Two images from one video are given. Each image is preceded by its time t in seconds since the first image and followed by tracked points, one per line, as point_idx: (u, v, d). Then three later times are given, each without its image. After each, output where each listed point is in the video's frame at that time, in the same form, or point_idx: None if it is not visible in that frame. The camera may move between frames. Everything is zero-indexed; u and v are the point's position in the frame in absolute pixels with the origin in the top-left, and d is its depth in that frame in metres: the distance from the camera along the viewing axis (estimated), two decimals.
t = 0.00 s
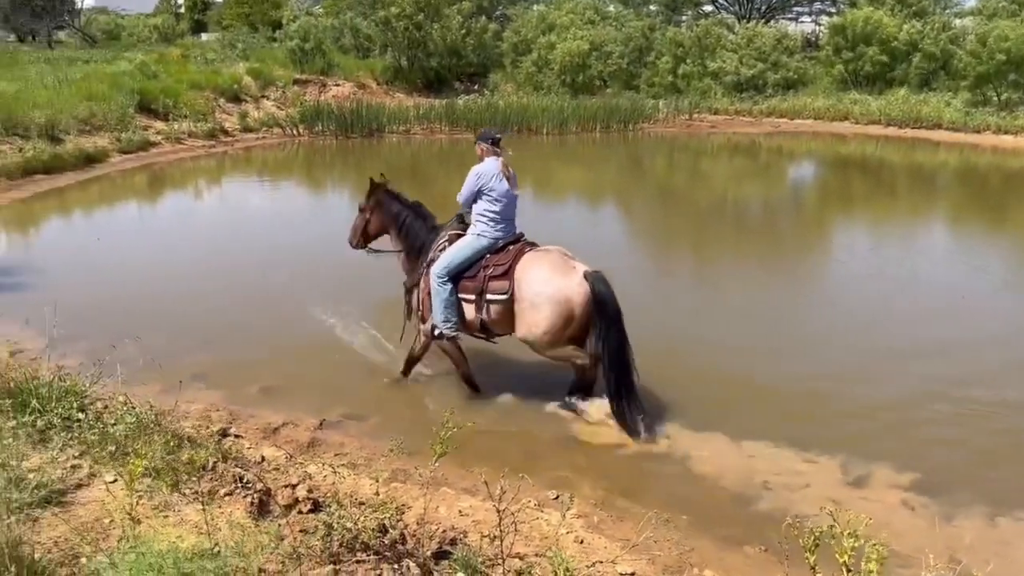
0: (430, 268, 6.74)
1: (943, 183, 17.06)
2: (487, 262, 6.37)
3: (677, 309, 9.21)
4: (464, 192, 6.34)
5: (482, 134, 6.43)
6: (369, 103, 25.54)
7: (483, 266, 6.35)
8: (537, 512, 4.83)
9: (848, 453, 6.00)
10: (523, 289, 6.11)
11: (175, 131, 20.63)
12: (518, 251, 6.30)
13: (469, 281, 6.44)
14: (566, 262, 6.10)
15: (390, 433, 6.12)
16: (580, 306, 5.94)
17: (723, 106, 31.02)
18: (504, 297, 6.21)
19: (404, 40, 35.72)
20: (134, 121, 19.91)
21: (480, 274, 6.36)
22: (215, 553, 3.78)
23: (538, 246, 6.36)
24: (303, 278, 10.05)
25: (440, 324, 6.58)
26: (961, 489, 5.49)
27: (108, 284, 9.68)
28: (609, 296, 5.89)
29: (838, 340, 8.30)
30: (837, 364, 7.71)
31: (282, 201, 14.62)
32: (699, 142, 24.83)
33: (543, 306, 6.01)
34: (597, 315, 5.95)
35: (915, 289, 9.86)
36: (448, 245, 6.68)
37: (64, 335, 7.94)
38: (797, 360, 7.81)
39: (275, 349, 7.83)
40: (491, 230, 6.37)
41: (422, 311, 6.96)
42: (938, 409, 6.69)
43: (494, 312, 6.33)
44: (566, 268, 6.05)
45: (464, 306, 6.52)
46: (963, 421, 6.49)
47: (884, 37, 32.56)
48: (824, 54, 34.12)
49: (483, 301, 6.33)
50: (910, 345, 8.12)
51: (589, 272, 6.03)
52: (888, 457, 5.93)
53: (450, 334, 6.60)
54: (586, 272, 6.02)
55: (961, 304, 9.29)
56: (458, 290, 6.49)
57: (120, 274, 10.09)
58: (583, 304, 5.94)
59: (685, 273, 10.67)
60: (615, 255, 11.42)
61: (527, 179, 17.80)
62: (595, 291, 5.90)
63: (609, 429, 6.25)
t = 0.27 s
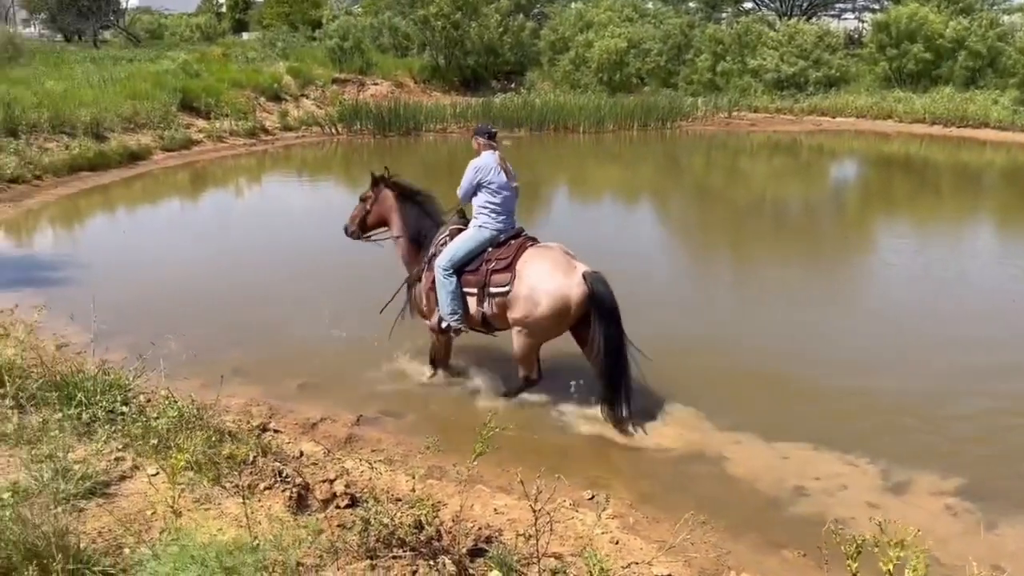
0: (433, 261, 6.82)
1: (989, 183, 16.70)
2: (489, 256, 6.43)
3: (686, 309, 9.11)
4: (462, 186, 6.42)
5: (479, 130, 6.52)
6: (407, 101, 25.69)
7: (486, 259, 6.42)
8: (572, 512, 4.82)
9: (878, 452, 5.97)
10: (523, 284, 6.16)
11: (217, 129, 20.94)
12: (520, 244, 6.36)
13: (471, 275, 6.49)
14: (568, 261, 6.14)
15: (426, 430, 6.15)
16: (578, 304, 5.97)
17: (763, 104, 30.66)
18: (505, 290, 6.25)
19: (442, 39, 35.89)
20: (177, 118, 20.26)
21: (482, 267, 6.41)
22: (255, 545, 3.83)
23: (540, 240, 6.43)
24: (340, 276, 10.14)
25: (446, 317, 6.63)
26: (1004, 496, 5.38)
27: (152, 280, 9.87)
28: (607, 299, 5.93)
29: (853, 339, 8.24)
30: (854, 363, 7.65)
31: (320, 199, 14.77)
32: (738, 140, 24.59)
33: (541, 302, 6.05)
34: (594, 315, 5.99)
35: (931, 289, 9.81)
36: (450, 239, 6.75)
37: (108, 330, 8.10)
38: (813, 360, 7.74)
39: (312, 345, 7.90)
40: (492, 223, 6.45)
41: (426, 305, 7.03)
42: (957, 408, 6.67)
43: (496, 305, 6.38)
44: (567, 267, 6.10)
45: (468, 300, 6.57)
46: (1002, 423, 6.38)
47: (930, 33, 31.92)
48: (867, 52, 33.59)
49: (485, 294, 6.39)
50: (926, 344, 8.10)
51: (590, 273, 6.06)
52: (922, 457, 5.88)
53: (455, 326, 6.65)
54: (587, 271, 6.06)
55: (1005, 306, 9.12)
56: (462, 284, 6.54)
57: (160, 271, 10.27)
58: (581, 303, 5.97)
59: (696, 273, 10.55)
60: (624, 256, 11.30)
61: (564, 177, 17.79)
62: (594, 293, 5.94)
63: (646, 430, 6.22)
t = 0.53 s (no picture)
0: (432, 257, 6.93)
1: None
2: (487, 251, 6.53)
3: (692, 309, 9.06)
4: (464, 183, 6.57)
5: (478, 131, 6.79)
6: (444, 100, 25.77)
7: (484, 255, 6.52)
8: (608, 513, 4.80)
9: (890, 452, 5.95)
10: (521, 277, 6.24)
11: (257, 128, 21.19)
12: (517, 241, 6.43)
13: (468, 269, 6.58)
14: (564, 254, 6.24)
15: (462, 428, 6.17)
16: (575, 295, 6.09)
17: (804, 103, 30.20)
18: (501, 284, 6.34)
19: (480, 38, 35.91)
20: (218, 117, 20.56)
21: (479, 262, 6.51)
22: (295, 540, 3.87)
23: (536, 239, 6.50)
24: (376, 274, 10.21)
25: (442, 311, 6.74)
26: None
27: (193, 276, 10.02)
28: (604, 287, 6.10)
29: (859, 339, 8.20)
30: (862, 363, 7.62)
31: (358, 196, 14.87)
32: (777, 139, 24.30)
33: (539, 294, 6.13)
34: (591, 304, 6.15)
35: (943, 288, 9.73)
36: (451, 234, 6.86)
37: (150, 326, 8.24)
38: (819, 359, 7.71)
39: (348, 343, 7.97)
40: (492, 220, 6.57)
41: (424, 300, 7.12)
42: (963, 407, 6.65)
43: (490, 300, 6.46)
44: (564, 259, 6.20)
45: (464, 294, 6.66)
46: None
47: (977, 31, 31.16)
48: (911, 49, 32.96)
49: (480, 288, 6.48)
50: (933, 342, 8.06)
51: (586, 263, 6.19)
52: (938, 458, 5.85)
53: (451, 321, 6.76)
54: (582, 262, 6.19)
55: None
56: (459, 278, 6.64)
57: (200, 267, 10.42)
58: (578, 294, 6.10)
59: (704, 272, 10.47)
60: (633, 255, 11.23)
61: (599, 176, 17.73)
62: (591, 282, 6.11)
63: (683, 432, 6.18)
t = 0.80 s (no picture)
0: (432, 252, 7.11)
1: None
2: (486, 245, 6.69)
3: (696, 308, 9.09)
4: (465, 180, 6.66)
5: (483, 126, 6.82)
6: (478, 101, 25.83)
7: (482, 248, 6.68)
8: (643, 518, 4.79)
9: (893, 450, 5.97)
10: (522, 266, 6.39)
11: (294, 129, 21.43)
12: (515, 235, 6.58)
13: (468, 263, 6.77)
14: (562, 242, 6.38)
15: (496, 428, 6.20)
16: (575, 282, 6.21)
17: (843, 103, 29.77)
18: (500, 276, 6.52)
19: (514, 39, 35.93)
20: (256, 118, 20.82)
21: (478, 256, 6.69)
22: (333, 538, 3.91)
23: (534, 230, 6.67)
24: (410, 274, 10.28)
25: (440, 304, 6.92)
26: None
27: (233, 275, 10.17)
28: (602, 274, 6.22)
29: (861, 339, 8.20)
30: (863, 362, 7.63)
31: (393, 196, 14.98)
32: (816, 140, 24.00)
33: (540, 283, 6.27)
34: (590, 293, 6.27)
35: (952, 290, 9.68)
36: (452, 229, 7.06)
37: (189, 322, 8.37)
38: (819, 357, 7.73)
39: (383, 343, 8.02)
40: (492, 216, 6.71)
41: (425, 295, 7.28)
42: (960, 407, 6.66)
43: (492, 292, 6.65)
44: (562, 247, 6.34)
45: (464, 287, 6.84)
46: None
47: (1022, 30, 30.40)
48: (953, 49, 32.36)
49: (480, 281, 6.66)
50: (936, 343, 8.04)
51: (584, 251, 6.31)
52: (944, 457, 5.86)
53: (450, 314, 6.94)
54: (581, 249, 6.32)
55: None
56: (459, 272, 6.82)
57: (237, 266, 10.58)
58: (578, 282, 6.22)
59: (711, 272, 10.48)
60: (654, 256, 11.22)
61: (633, 176, 17.68)
62: (590, 269, 6.23)
63: (718, 435, 6.14)
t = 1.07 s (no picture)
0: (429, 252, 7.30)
1: None
2: (481, 245, 6.89)
3: (726, 310, 9.05)
4: (459, 181, 6.85)
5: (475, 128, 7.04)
6: (508, 103, 25.86)
7: (477, 249, 6.88)
8: (672, 523, 4.77)
9: (901, 450, 5.99)
10: (516, 265, 6.56)
11: (325, 131, 21.62)
12: (508, 234, 6.78)
13: (463, 263, 6.96)
14: (556, 241, 6.54)
15: (523, 430, 6.20)
16: (570, 282, 6.36)
17: (878, 106, 29.39)
18: (494, 274, 6.72)
19: (545, 40, 35.92)
20: (288, 120, 21.03)
21: (473, 256, 6.88)
22: (363, 537, 3.93)
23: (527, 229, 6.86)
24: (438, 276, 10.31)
25: (438, 303, 7.10)
26: None
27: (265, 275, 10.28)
28: (595, 273, 6.38)
29: (871, 339, 8.21)
30: (896, 366, 7.55)
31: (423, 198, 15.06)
32: (849, 142, 23.74)
33: (536, 284, 6.42)
34: (585, 291, 6.43)
35: (965, 291, 9.66)
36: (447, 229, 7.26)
37: (222, 322, 8.47)
38: (851, 361, 7.66)
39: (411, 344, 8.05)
40: (485, 216, 6.92)
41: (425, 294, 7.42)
42: (968, 409, 6.66)
43: (487, 291, 6.85)
44: (556, 246, 6.50)
45: (461, 286, 7.04)
46: None
47: None
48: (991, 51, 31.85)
49: (475, 280, 6.86)
50: (958, 345, 7.99)
51: (576, 250, 6.47)
52: (954, 458, 5.85)
53: (447, 313, 7.13)
54: (575, 249, 6.46)
55: None
56: (455, 271, 7.02)
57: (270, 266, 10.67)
58: (573, 281, 6.38)
59: (723, 273, 10.50)
60: (684, 257, 11.18)
61: (663, 178, 17.63)
62: (583, 268, 6.38)
63: (748, 439, 6.08)
